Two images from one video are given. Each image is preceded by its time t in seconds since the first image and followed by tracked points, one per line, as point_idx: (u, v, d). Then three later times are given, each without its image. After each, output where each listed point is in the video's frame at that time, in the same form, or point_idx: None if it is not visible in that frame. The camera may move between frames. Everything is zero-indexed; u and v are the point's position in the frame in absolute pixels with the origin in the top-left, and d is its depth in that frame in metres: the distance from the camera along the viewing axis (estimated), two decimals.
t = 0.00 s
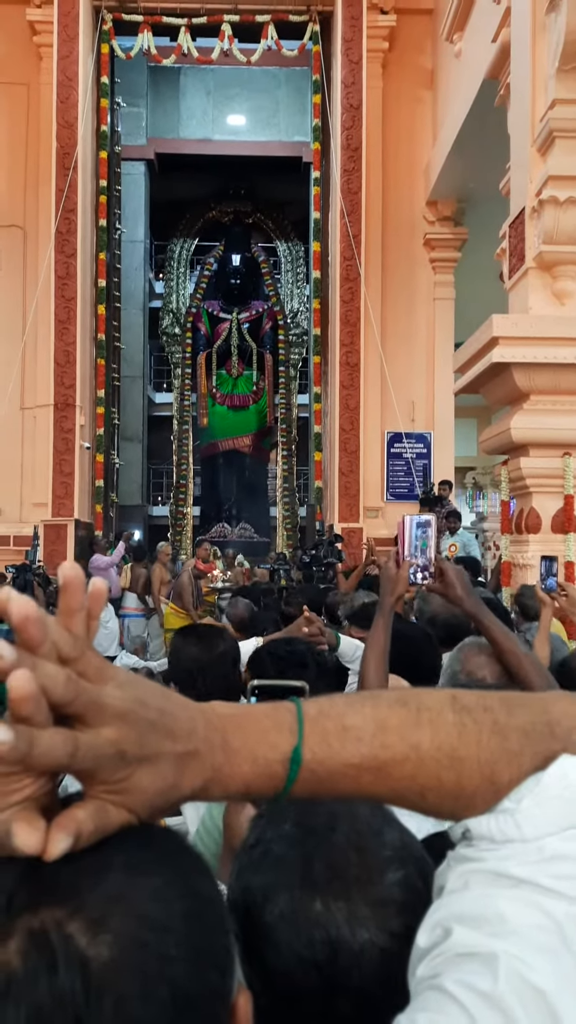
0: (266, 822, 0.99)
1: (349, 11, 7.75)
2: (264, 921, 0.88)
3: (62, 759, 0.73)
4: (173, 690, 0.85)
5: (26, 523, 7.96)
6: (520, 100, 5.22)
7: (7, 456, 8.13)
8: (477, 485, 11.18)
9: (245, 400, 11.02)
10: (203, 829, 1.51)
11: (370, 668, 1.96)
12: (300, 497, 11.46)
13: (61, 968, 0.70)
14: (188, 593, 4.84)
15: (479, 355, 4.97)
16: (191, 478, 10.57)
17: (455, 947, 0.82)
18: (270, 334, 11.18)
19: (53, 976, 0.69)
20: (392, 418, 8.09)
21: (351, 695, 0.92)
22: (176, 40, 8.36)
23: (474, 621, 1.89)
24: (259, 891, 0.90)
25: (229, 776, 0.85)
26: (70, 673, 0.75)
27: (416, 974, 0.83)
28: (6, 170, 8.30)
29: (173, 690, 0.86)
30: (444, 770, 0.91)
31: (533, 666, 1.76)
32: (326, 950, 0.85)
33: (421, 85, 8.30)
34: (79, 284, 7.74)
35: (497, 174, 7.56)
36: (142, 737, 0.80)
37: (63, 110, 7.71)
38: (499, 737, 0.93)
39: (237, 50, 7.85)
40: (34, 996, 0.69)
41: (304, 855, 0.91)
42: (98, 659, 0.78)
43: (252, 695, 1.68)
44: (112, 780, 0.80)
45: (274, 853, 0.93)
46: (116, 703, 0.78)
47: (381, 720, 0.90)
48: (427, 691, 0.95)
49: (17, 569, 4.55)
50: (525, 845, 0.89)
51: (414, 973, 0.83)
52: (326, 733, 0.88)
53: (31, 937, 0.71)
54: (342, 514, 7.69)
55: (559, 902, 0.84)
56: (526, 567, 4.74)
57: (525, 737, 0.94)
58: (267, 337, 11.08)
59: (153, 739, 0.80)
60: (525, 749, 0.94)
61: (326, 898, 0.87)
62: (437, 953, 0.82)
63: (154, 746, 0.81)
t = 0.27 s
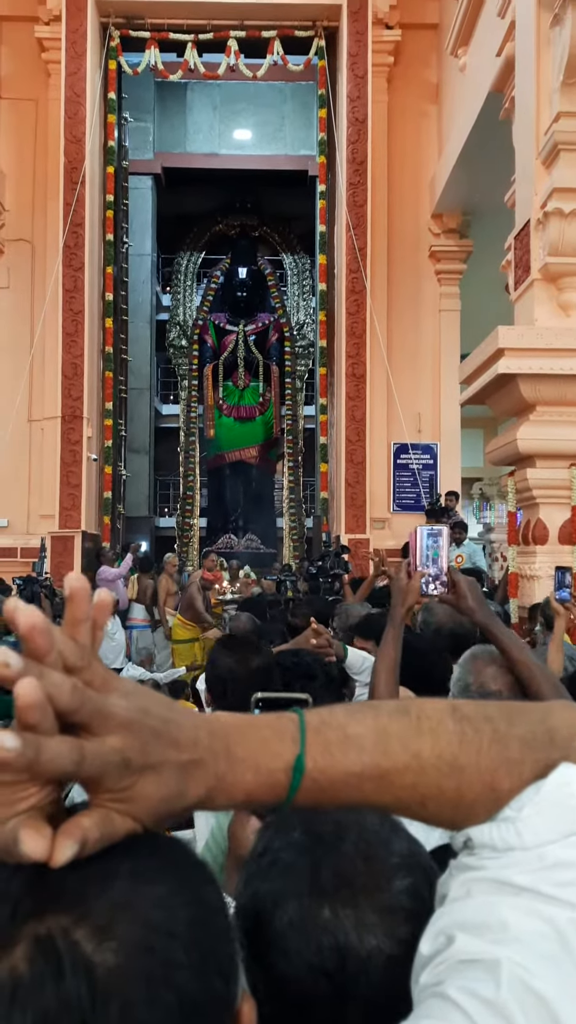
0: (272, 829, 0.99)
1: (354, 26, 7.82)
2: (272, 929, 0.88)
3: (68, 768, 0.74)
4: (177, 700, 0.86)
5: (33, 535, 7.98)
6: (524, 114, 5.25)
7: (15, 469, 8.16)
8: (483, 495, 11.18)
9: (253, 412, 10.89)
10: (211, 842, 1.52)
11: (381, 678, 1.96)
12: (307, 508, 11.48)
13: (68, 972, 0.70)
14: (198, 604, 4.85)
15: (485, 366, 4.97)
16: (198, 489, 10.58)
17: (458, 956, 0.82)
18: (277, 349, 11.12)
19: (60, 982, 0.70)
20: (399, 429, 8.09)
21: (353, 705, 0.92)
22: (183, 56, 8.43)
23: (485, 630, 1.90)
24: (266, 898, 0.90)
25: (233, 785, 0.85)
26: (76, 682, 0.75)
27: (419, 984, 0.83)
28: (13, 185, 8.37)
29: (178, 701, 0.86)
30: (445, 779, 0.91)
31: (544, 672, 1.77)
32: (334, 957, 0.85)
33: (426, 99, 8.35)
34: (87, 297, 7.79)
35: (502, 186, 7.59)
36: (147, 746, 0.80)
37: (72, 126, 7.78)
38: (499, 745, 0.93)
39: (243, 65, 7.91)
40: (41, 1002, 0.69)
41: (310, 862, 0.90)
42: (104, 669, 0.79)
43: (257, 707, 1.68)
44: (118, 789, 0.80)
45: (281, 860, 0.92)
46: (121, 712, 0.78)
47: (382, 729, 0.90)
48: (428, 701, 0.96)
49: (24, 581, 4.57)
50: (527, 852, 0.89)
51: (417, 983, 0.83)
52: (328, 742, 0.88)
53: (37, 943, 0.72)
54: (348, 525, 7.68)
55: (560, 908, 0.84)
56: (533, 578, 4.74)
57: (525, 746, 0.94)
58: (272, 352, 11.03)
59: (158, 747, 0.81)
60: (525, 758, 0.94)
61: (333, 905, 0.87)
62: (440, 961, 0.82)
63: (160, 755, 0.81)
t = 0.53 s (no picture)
0: (276, 839, 1.00)
1: (357, 43, 7.92)
2: (276, 935, 0.89)
3: (79, 779, 0.75)
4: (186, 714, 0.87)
5: (38, 547, 8.01)
6: (527, 129, 5.29)
7: (21, 482, 8.20)
8: (487, 507, 11.20)
9: (256, 424, 11.03)
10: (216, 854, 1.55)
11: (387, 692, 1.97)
12: (311, 519, 11.50)
13: (77, 983, 0.72)
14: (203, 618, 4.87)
15: (488, 379, 4.99)
16: (202, 501, 10.61)
17: (467, 971, 0.85)
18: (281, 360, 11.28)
19: (69, 991, 0.71)
20: (402, 441, 8.11)
21: (362, 720, 0.93)
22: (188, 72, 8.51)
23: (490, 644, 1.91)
24: (269, 904, 0.91)
25: (243, 799, 0.86)
26: (87, 694, 0.77)
27: (429, 998, 0.86)
28: (20, 200, 8.44)
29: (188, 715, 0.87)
30: (453, 793, 0.91)
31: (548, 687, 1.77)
32: (335, 962, 0.86)
33: (429, 113, 8.42)
34: (93, 310, 7.85)
35: (505, 200, 7.63)
36: (158, 759, 0.81)
37: (78, 142, 7.85)
38: (507, 760, 0.94)
39: (247, 82, 7.99)
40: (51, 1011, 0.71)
41: (313, 870, 0.92)
42: (115, 683, 0.81)
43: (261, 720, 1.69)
44: (129, 801, 0.81)
45: (284, 867, 0.94)
46: (132, 724, 0.80)
47: (391, 743, 0.91)
48: (437, 715, 0.96)
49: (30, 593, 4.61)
50: (536, 868, 0.91)
51: (426, 996, 0.87)
52: (338, 757, 0.89)
53: (47, 953, 0.73)
54: (352, 537, 7.68)
55: (568, 924, 0.87)
56: (537, 590, 4.75)
57: (534, 762, 0.95)
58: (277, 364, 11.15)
59: (169, 760, 0.81)
60: (534, 773, 0.94)
61: (335, 910, 0.88)
62: (449, 976, 0.86)
63: (170, 767, 0.82)
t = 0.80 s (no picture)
0: (280, 848, 1.00)
1: (361, 56, 7.95)
2: (282, 943, 0.89)
3: (89, 787, 0.75)
4: (196, 723, 0.87)
5: (44, 557, 8.03)
6: (530, 140, 5.31)
7: (27, 491, 8.22)
8: (492, 516, 11.19)
9: (262, 434, 11.06)
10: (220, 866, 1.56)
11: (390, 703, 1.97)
12: (316, 529, 11.51)
13: (86, 992, 0.72)
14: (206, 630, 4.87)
15: (493, 388, 5.00)
16: (207, 510, 10.62)
17: (477, 983, 0.85)
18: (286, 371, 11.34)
19: (78, 1000, 0.72)
20: (407, 451, 8.12)
21: (372, 730, 0.94)
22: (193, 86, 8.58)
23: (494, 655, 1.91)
24: (275, 913, 0.91)
25: (253, 808, 0.86)
26: (98, 703, 0.77)
27: (439, 1010, 0.85)
28: (27, 212, 8.50)
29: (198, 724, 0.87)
30: (463, 804, 0.91)
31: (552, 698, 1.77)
32: (341, 969, 0.86)
33: (433, 125, 8.47)
34: (98, 320, 7.89)
35: (509, 210, 7.65)
36: (167, 768, 0.81)
37: (84, 154, 7.91)
38: (517, 771, 0.94)
39: (252, 95, 8.05)
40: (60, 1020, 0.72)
41: (319, 878, 0.92)
42: (125, 693, 0.81)
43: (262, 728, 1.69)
44: (138, 809, 0.81)
45: (288, 877, 0.94)
46: (142, 733, 0.80)
47: (400, 754, 0.91)
48: (446, 726, 0.97)
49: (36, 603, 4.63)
50: (547, 880, 0.90)
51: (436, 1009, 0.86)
52: (347, 766, 0.89)
53: (56, 962, 0.74)
54: (357, 546, 7.68)
55: None
56: (543, 600, 4.74)
57: (543, 772, 0.95)
58: (282, 374, 11.23)
59: (178, 769, 0.82)
60: (544, 784, 0.94)
61: (341, 919, 0.88)
62: (460, 988, 0.85)
63: (179, 776, 0.82)
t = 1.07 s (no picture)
0: (284, 855, 0.99)
1: (365, 64, 7.97)
2: (291, 952, 0.88)
3: (92, 791, 0.74)
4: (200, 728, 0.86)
5: (48, 563, 8.02)
6: (534, 148, 5.32)
7: (32, 497, 8.23)
8: (496, 522, 11.19)
9: (265, 438, 10.99)
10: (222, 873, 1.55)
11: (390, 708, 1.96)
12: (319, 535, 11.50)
13: (89, 997, 0.72)
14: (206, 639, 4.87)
15: (497, 394, 4.99)
16: (211, 516, 10.61)
17: (482, 988, 0.87)
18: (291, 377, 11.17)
19: (82, 1006, 0.72)
20: (412, 457, 8.11)
21: (376, 735, 0.93)
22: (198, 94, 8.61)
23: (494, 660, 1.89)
24: (284, 921, 0.90)
25: (255, 813, 0.85)
26: (100, 707, 0.76)
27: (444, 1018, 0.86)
28: (32, 219, 8.53)
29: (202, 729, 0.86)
30: (468, 810, 0.90)
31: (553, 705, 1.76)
32: (352, 976, 0.85)
33: (437, 132, 8.49)
34: (103, 326, 7.90)
35: (513, 217, 7.66)
36: (170, 772, 0.80)
37: (89, 162, 7.94)
38: (523, 776, 0.93)
39: (257, 102, 8.08)
40: None
41: (327, 882, 0.91)
42: (128, 697, 0.80)
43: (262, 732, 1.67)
44: (141, 814, 0.80)
45: (297, 883, 0.92)
46: (145, 738, 0.79)
47: (405, 759, 0.90)
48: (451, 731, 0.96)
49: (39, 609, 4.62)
50: (551, 885, 0.93)
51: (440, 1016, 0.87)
52: (351, 772, 0.88)
53: (59, 969, 0.74)
54: (362, 553, 7.66)
55: None
56: (547, 606, 4.72)
57: (549, 778, 0.94)
58: (286, 381, 11.17)
59: (182, 773, 0.80)
60: (550, 789, 0.94)
61: (351, 926, 0.87)
62: (466, 994, 0.87)
63: (182, 781, 0.81)
